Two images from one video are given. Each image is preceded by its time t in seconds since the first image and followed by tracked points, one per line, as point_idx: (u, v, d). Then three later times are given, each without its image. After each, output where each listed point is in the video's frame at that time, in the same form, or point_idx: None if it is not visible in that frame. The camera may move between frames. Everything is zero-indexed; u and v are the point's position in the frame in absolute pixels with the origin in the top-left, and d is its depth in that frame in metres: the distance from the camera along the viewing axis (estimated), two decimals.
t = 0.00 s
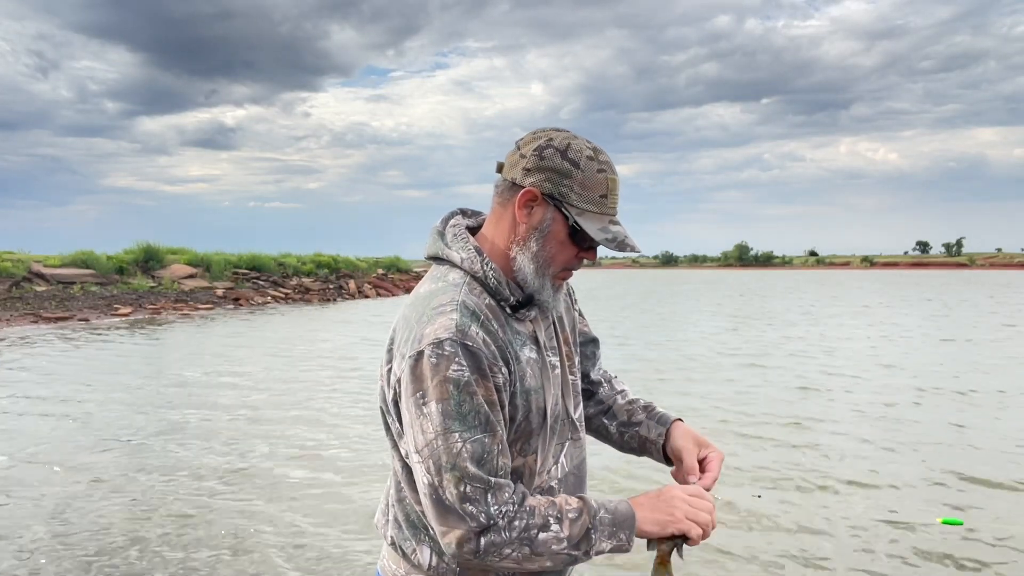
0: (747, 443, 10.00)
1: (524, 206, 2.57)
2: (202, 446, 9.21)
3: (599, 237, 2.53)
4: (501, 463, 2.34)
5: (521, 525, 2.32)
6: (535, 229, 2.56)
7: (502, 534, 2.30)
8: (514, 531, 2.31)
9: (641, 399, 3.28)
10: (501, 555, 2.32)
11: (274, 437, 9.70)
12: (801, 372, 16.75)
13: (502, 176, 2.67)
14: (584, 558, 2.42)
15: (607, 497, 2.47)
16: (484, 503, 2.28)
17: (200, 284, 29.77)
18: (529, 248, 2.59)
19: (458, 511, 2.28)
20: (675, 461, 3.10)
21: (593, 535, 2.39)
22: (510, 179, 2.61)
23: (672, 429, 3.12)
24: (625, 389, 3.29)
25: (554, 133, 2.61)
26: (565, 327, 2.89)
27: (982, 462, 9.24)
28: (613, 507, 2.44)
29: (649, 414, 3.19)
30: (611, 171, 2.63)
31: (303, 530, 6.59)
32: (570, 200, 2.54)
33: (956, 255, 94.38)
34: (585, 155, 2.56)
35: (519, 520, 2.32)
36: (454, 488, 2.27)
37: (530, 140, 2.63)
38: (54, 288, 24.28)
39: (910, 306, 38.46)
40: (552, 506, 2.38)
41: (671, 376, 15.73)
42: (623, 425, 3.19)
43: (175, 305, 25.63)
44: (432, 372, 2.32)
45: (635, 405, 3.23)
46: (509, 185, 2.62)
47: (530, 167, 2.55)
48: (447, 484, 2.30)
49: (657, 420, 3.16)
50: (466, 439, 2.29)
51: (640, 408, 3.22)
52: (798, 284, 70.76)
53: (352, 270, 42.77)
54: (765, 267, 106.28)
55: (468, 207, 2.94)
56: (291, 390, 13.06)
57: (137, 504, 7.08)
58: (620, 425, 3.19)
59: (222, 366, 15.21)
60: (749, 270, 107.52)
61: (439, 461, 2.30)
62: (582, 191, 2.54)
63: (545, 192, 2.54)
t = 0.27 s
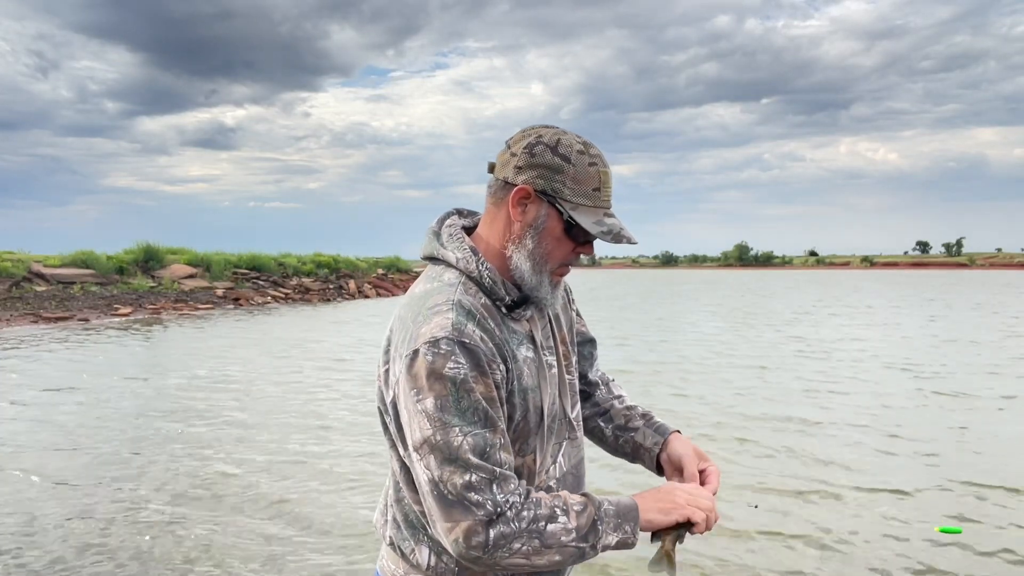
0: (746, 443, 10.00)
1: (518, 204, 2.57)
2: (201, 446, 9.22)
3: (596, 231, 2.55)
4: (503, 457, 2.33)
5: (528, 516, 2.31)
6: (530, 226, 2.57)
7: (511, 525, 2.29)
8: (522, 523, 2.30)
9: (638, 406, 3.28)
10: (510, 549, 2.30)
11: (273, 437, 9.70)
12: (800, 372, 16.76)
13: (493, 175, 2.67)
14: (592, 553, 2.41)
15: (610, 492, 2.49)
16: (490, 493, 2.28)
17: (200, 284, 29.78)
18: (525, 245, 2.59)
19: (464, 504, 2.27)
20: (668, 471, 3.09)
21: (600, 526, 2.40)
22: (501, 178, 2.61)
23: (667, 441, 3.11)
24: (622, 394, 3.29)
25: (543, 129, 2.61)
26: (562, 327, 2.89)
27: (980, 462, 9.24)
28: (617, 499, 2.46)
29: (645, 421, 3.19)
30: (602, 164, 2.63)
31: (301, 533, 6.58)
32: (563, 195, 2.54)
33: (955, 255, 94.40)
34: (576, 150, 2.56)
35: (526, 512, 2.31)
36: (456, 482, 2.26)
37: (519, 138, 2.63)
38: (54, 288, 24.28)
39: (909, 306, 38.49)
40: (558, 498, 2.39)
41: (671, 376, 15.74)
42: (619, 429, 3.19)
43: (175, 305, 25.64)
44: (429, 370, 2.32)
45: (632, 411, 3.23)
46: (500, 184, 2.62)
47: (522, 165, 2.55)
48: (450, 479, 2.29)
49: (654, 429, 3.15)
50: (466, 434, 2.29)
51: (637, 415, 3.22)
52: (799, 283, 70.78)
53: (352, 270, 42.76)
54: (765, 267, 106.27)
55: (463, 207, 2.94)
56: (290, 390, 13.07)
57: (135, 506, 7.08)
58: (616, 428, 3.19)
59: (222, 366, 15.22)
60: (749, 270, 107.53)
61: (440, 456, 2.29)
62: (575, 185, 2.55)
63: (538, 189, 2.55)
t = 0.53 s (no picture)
0: (745, 443, 10.01)
1: (512, 203, 2.58)
2: (201, 445, 9.22)
3: (590, 227, 2.54)
4: (500, 456, 2.34)
5: (528, 517, 2.31)
6: (525, 225, 2.57)
7: (510, 527, 2.28)
8: (521, 524, 2.30)
9: (635, 410, 3.28)
10: (510, 550, 2.29)
11: (273, 437, 9.71)
12: (799, 372, 16.77)
13: (487, 176, 2.67)
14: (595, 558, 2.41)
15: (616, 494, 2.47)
16: (488, 493, 2.28)
17: (200, 284, 29.78)
18: (520, 245, 2.59)
19: (463, 504, 2.27)
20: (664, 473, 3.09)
21: (604, 533, 2.39)
22: (495, 178, 2.61)
23: (665, 445, 3.12)
24: (618, 397, 3.29)
25: (535, 128, 2.62)
26: (559, 326, 2.88)
27: (979, 461, 9.25)
28: (624, 506, 2.43)
29: (642, 425, 3.19)
30: (595, 161, 2.63)
31: (299, 534, 6.57)
32: (557, 193, 2.54)
33: (956, 255, 94.40)
34: (568, 148, 2.56)
35: (526, 513, 2.31)
36: (454, 482, 2.27)
37: (512, 138, 2.63)
38: (54, 288, 24.28)
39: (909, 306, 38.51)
40: (561, 501, 2.38)
41: (670, 376, 15.74)
42: (615, 431, 3.19)
43: (175, 305, 25.64)
44: (426, 370, 2.32)
45: (630, 414, 3.24)
46: (494, 184, 2.62)
47: (515, 164, 2.55)
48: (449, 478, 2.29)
49: (652, 433, 3.16)
50: (463, 433, 2.29)
51: (635, 419, 3.22)
52: (799, 284, 70.80)
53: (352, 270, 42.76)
54: (765, 267, 106.27)
55: (460, 208, 2.94)
56: (290, 390, 13.08)
57: (134, 507, 7.08)
58: (612, 430, 3.19)
59: (222, 366, 15.23)
60: (750, 270, 107.53)
61: (438, 455, 2.29)
62: (569, 183, 2.55)
63: (531, 188, 2.55)
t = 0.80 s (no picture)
0: (744, 444, 10.01)
1: (509, 203, 2.58)
2: (201, 445, 9.22)
3: (589, 226, 2.55)
4: (494, 463, 2.34)
5: (517, 529, 2.32)
6: (523, 225, 2.57)
7: (498, 539, 2.31)
8: (510, 535, 2.31)
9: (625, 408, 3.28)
10: (498, 559, 2.32)
11: (272, 437, 9.71)
12: (799, 372, 16.78)
13: (485, 176, 2.67)
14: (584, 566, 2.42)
15: (611, 499, 2.44)
16: (478, 503, 2.29)
17: (200, 284, 29.78)
18: (518, 244, 2.59)
19: (453, 513, 2.28)
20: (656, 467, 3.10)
21: (594, 545, 2.39)
22: (493, 178, 2.61)
23: (656, 440, 3.12)
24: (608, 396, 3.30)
25: (533, 128, 2.62)
26: (556, 326, 2.88)
27: (978, 463, 9.26)
28: (616, 515, 2.41)
29: (633, 423, 3.19)
30: (592, 160, 2.64)
31: (299, 533, 6.56)
32: (555, 192, 2.55)
33: (956, 255, 94.43)
34: (565, 147, 2.57)
35: (515, 524, 2.31)
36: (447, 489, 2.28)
37: (510, 137, 2.64)
38: (54, 287, 24.27)
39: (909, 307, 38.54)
40: (553, 513, 2.36)
41: (670, 376, 15.74)
42: (606, 429, 3.18)
43: (175, 305, 25.64)
44: (424, 372, 2.32)
45: (619, 412, 3.24)
46: (492, 184, 2.62)
47: (513, 164, 2.56)
48: (442, 484, 2.31)
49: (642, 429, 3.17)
50: (457, 439, 2.30)
51: (624, 416, 3.22)
52: (799, 284, 70.84)
53: (352, 270, 42.76)
54: (765, 267, 106.27)
55: (458, 208, 2.94)
56: (289, 390, 13.09)
57: (133, 506, 7.05)
58: (603, 428, 3.19)
59: (221, 366, 15.24)
60: (749, 270, 107.55)
61: (432, 460, 2.31)
62: (567, 182, 2.56)
63: (530, 187, 2.55)
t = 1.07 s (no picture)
0: (742, 444, 10.01)
1: (507, 202, 2.58)
2: (200, 445, 9.23)
3: (585, 226, 2.55)
4: (490, 460, 2.34)
5: (510, 526, 2.32)
6: (520, 224, 2.57)
7: (493, 536, 2.31)
8: (504, 533, 2.31)
9: (618, 405, 3.28)
10: (491, 557, 2.33)
11: (271, 437, 9.72)
12: (798, 373, 16.79)
13: (482, 175, 2.67)
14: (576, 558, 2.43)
15: (599, 489, 2.46)
16: (472, 503, 2.28)
17: (200, 284, 29.79)
18: (515, 243, 2.59)
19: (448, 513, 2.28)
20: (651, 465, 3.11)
21: (583, 535, 2.40)
22: (490, 177, 2.61)
23: (649, 437, 3.12)
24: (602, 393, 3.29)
25: (531, 128, 2.62)
26: (553, 326, 2.88)
27: (976, 462, 9.26)
28: (603, 505, 2.43)
29: (626, 420, 3.19)
30: (590, 160, 2.63)
31: (296, 535, 6.55)
32: (552, 192, 2.55)
33: (956, 256, 94.42)
34: (563, 148, 2.57)
35: (509, 522, 2.31)
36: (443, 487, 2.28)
37: (507, 137, 2.63)
38: (54, 288, 24.27)
39: (909, 307, 38.54)
40: (545, 508, 2.36)
41: (669, 377, 15.76)
42: (600, 430, 3.18)
43: (175, 305, 25.66)
44: (421, 370, 2.33)
45: (612, 410, 3.23)
46: (489, 183, 2.62)
47: (510, 163, 2.55)
48: (438, 482, 2.31)
49: (634, 426, 3.16)
50: (454, 438, 2.29)
51: (617, 414, 3.21)
52: (800, 284, 70.86)
53: (352, 270, 42.77)
54: (765, 267, 106.34)
55: (455, 208, 2.94)
56: (289, 390, 13.09)
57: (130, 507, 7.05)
58: (596, 429, 3.18)
59: (221, 366, 15.24)
60: (750, 270, 107.53)
61: (430, 458, 2.31)
62: (564, 182, 2.55)
63: (527, 187, 2.55)
